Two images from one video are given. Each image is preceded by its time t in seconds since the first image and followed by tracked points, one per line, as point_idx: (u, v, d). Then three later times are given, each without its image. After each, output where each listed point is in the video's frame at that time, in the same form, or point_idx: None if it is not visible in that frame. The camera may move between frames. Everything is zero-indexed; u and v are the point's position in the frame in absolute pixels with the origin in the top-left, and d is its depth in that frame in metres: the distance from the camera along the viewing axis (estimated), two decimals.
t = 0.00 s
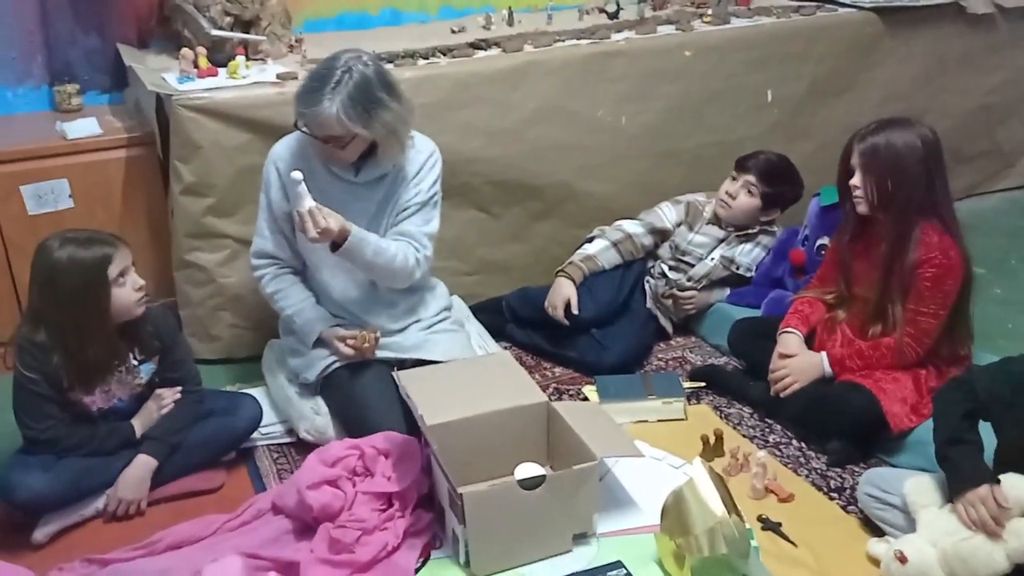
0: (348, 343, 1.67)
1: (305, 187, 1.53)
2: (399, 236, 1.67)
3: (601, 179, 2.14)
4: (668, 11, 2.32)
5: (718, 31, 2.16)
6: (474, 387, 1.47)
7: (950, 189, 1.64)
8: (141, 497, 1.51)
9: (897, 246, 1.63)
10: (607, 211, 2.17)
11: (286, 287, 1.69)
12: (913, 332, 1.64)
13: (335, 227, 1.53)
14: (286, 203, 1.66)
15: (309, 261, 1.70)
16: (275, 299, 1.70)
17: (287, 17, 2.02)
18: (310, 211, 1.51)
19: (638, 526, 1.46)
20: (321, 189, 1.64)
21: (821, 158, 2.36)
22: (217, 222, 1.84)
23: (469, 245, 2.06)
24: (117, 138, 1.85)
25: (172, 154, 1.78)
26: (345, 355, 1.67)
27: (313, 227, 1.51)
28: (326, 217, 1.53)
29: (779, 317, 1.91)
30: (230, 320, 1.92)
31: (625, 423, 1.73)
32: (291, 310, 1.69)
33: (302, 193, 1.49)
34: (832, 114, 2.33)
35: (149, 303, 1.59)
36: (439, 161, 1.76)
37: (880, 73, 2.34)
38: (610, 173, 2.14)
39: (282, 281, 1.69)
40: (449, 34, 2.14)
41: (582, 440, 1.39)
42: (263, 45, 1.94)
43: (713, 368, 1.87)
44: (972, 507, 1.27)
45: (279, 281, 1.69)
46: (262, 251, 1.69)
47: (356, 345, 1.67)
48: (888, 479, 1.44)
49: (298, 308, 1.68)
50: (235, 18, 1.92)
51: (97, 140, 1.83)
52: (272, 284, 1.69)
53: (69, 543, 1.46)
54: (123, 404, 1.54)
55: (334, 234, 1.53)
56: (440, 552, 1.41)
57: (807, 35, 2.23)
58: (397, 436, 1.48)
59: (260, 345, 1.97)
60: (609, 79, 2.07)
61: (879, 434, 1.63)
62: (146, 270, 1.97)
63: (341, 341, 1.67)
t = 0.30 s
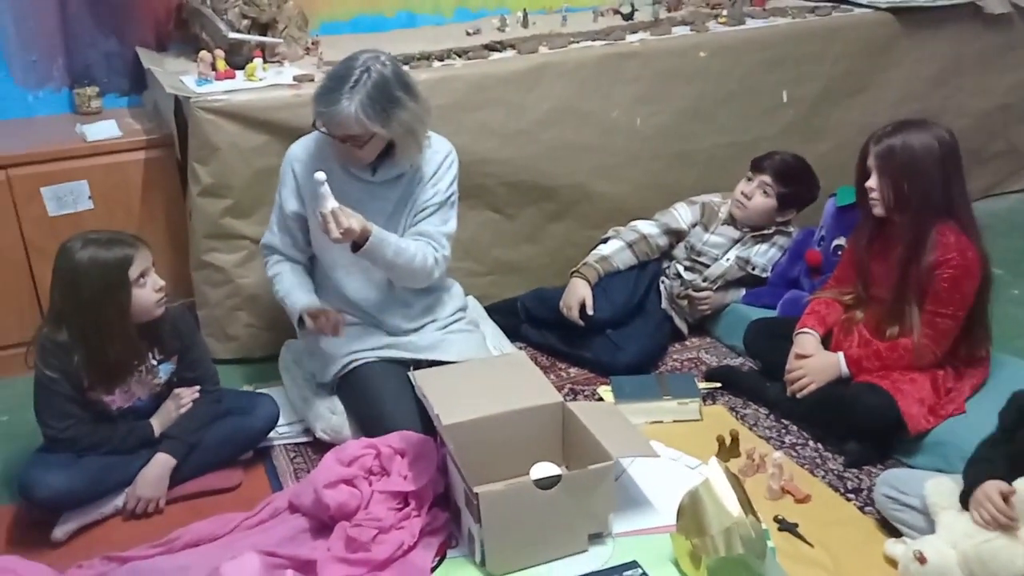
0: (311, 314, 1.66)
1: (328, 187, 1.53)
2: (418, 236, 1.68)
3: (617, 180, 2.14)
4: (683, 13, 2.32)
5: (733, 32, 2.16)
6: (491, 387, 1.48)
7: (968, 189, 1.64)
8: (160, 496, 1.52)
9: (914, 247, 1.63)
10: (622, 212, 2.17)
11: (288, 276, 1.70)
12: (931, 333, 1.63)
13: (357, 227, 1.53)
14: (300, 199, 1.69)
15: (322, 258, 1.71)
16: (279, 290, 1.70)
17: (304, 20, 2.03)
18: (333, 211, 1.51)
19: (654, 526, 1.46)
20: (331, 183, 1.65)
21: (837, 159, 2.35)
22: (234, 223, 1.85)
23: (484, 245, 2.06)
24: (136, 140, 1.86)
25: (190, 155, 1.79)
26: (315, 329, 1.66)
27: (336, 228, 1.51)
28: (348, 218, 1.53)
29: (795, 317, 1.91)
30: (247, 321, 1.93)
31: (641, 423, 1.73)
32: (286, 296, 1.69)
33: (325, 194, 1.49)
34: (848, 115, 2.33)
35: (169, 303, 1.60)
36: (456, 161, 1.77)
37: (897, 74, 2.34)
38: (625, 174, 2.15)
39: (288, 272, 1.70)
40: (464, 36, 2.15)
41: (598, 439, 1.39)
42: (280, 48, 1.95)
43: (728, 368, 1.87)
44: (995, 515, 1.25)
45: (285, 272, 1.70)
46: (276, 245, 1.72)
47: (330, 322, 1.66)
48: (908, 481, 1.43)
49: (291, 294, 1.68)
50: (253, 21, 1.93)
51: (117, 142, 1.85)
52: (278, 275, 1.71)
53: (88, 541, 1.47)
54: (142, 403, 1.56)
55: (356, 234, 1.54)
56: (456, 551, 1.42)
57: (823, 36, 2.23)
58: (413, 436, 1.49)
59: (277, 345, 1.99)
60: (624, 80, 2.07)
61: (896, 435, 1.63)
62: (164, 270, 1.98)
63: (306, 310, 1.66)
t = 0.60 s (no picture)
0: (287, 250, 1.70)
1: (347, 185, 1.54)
2: (435, 233, 1.68)
3: (633, 181, 2.14)
4: (700, 13, 2.31)
5: (751, 32, 2.15)
6: (505, 387, 1.48)
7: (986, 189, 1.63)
8: (176, 492, 1.53)
9: (931, 248, 1.62)
10: (638, 212, 2.17)
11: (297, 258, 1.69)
12: (949, 336, 1.62)
13: (376, 226, 1.54)
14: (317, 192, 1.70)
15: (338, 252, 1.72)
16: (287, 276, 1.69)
17: (321, 20, 2.04)
18: (351, 210, 1.52)
19: (669, 528, 1.46)
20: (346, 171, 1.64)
21: (854, 160, 2.34)
22: (251, 222, 1.86)
23: (500, 245, 2.07)
24: (155, 139, 1.87)
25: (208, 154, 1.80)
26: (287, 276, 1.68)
27: (355, 226, 1.52)
28: (367, 216, 1.54)
29: (812, 319, 1.90)
30: (263, 319, 1.94)
31: (656, 424, 1.73)
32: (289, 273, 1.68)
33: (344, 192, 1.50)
34: (866, 116, 2.31)
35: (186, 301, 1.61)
36: (471, 159, 1.77)
37: (916, 75, 2.32)
38: (642, 174, 2.14)
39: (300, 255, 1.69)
40: (481, 36, 2.15)
41: (613, 441, 1.39)
42: (298, 48, 1.96)
43: (744, 370, 1.86)
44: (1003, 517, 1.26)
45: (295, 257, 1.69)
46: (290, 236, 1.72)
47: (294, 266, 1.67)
48: (924, 484, 1.42)
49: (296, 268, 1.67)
50: (271, 21, 1.94)
51: (136, 141, 1.86)
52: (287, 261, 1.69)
53: (106, 537, 1.48)
54: (160, 400, 1.57)
55: (375, 233, 1.54)
56: (470, 550, 1.42)
57: (842, 36, 2.22)
58: (428, 435, 1.49)
59: (293, 343, 1.99)
60: (641, 80, 2.07)
61: (913, 438, 1.62)
62: (182, 268, 1.99)
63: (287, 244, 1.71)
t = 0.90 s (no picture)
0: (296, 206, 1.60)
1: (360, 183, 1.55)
2: (444, 231, 1.70)
3: (644, 182, 2.14)
4: (712, 15, 2.32)
5: (763, 35, 2.16)
6: (515, 387, 1.49)
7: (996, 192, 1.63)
8: (189, 489, 1.54)
9: (940, 251, 1.62)
10: (649, 214, 2.18)
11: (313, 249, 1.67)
12: (959, 340, 1.62)
13: (388, 224, 1.55)
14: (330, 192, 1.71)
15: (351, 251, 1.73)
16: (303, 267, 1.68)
17: (335, 22, 2.05)
18: (365, 207, 1.52)
19: (678, 528, 1.47)
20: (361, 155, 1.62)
21: (866, 163, 2.34)
22: (264, 222, 1.87)
23: (511, 246, 2.08)
24: (170, 139, 1.89)
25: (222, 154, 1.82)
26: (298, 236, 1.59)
27: (369, 223, 1.53)
28: (381, 213, 1.55)
29: (821, 321, 1.90)
30: (276, 318, 1.96)
31: (666, 426, 1.73)
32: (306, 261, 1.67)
33: (357, 190, 1.51)
34: (877, 119, 2.31)
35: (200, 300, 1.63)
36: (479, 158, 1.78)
37: (928, 78, 2.32)
38: (653, 176, 2.15)
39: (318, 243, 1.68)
40: (493, 38, 2.17)
41: (622, 441, 1.40)
42: (311, 50, 1.98)
43: (754, 372, 1.87)
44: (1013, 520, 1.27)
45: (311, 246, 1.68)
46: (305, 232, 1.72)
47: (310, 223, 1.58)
48: (933, 486, 1.42)
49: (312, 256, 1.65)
50: (285, 22, 1.96)
51: (151, 142, 1.88)
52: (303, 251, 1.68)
53: (120, 533, 1.50)
54: (174, 398, 1.59)
55: (388, 230, 1.56)
56: (479, 549, 1.43)
57: (854, 39, 2.22)
58: (439, 434, 1.51)
59: (305, 343, 2.01)
60: (653, 82, 2.08)
61: (924, 440, 1.62)
62: (196, 268, 2.01)
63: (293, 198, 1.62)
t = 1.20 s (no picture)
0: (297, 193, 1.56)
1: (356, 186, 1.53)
2: (443, 231, 1.68)
3: (647, 181, 2.13)
4: (716, 12, 2.30)
5: (767, 32, 2.14)
6: (517, 388, 1.47)
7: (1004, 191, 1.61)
8: (188, 489, 1.53)
9: (945, 250, 1.61)
10: (652, 213, 2.16)
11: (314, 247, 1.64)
12: (965, 340, 1.61)
13: (385, 226, 1.53)
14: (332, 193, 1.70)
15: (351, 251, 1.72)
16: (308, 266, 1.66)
17: (336, 19, 2.04)
18: (360, 210, 1.51)
19: (681, 529, 1.45)
20: (360, 146, 1.59)
21: (871, 161, 2.32)
22: (264, 220, 1.86)
23: (513, 245, 2.06)
24: (169, 137, 1.88)
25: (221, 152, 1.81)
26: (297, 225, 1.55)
27: (364, 226, 1.52)
28: (376, 216, 1.53)
29: (826, 321, 1.88)
30: (276, 317, 1.94)
31: (669, 426, 1.72)
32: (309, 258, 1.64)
33: (353, 193, 1.49)
34: (882, 117, 2.30)
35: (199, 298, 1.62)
36: (477, 154, 1.77)
37: (933, 75, 2.30)
38: (656, 175, 2.13)
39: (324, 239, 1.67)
40: (496, 35, 2.15)
41: (625, 441, 1.38)
42: (312, 47, 1.96)
43: (758, 373, 1.85)
44: None
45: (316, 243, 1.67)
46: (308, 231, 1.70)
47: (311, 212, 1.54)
48: (939, 488, 1.41)
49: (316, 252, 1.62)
50: (285, 19, 1.94)
51: (150, 139, 1.87)
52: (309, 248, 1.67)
53: (119, 534, 1.48)
54: (173, 398, 1.57)
55: (384, 233, 1.54)
56: (481, 551, 1.41)
57: (858, 36, 2.20)
58: (440, 435, 1.49)
59: (305, 342, 1.99)
60: (656, 80, 2.06)
61: (930, 441, 1.60)
62: (195, 267, 2.00)
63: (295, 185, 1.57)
